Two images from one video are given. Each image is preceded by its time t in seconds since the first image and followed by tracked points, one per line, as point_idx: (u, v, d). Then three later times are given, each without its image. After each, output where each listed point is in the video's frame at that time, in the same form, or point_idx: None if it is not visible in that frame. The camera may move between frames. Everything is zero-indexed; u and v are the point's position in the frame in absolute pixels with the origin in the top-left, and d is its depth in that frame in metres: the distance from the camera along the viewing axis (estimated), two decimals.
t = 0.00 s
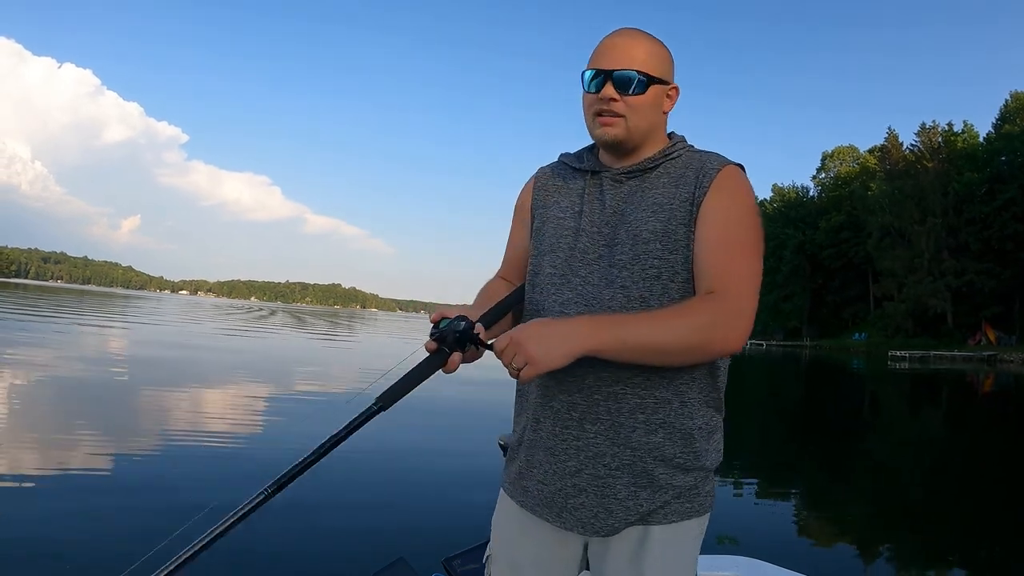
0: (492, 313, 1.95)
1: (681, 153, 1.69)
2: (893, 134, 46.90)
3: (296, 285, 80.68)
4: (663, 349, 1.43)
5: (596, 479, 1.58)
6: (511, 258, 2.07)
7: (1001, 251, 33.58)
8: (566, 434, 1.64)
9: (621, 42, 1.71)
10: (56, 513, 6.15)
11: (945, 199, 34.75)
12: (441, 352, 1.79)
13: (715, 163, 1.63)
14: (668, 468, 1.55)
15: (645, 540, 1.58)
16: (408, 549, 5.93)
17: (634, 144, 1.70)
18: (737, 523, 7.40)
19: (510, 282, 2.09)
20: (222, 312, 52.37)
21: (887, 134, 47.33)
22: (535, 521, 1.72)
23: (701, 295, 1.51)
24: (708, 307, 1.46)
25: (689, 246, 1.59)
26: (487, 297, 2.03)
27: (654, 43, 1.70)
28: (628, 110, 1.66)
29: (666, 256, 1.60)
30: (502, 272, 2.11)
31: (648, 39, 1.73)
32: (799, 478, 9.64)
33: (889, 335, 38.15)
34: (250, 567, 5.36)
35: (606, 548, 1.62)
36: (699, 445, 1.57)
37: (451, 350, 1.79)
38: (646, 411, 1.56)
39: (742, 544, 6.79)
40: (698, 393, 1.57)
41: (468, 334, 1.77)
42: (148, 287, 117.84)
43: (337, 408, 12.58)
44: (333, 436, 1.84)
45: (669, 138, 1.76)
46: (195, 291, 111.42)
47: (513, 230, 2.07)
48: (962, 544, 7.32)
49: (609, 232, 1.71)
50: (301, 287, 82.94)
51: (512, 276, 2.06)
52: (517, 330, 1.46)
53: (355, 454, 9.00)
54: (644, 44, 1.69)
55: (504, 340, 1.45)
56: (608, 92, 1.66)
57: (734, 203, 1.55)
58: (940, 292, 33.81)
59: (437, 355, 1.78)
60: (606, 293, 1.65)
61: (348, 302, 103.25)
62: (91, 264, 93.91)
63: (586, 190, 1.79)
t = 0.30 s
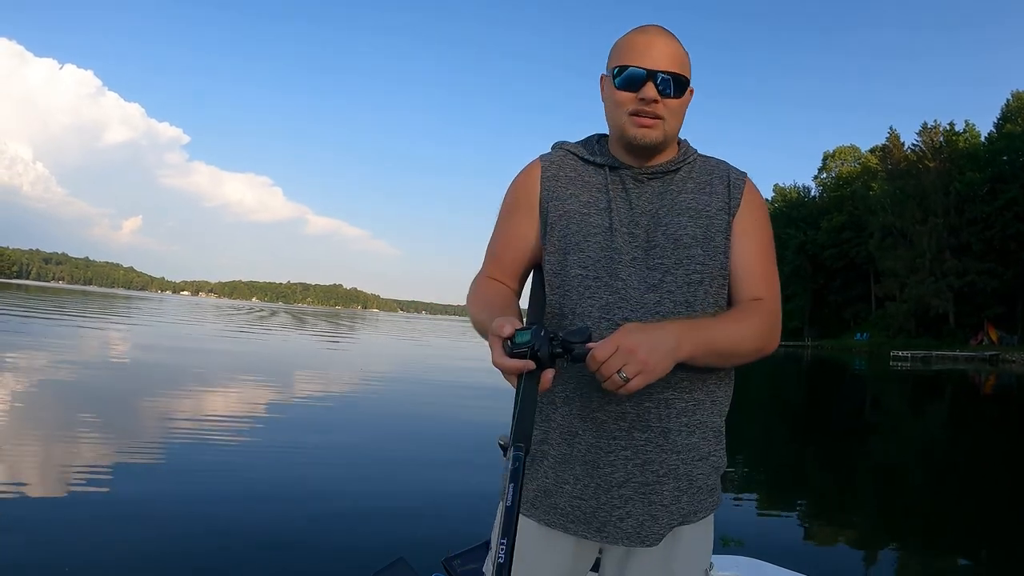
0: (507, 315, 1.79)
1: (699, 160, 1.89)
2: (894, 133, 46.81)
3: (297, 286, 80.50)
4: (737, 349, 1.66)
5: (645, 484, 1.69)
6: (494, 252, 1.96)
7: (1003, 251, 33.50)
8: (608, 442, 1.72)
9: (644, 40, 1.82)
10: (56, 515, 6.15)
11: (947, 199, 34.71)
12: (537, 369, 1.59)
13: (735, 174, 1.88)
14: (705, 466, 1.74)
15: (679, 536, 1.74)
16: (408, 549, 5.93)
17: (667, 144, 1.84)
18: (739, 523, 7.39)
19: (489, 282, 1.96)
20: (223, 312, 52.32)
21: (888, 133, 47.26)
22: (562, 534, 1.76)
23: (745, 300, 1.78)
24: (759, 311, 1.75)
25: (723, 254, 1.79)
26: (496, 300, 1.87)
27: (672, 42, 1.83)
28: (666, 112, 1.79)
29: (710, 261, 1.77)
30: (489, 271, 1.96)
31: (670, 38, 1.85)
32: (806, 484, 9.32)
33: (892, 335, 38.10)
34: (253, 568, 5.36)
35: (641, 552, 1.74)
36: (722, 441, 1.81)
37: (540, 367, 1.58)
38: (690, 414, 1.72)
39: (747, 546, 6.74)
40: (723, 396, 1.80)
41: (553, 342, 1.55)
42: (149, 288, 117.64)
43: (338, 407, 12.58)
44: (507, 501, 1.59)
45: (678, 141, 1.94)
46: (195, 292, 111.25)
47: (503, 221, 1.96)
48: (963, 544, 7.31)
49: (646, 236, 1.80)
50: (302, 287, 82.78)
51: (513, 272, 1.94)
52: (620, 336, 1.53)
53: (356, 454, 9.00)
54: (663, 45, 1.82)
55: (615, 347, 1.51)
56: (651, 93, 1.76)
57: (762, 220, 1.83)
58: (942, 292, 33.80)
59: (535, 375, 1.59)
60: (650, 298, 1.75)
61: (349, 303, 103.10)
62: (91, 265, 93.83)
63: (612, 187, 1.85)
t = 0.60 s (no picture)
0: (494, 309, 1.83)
1: (696, 153, 1.84)
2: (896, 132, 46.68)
3: (297, 285, 80.48)
4: (727, 341, 1.60)
5: (622, 487, 1.68)
6: (492, 247, 1.97)
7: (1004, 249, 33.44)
8: (586, 444, 1.71)
9: (637, 37, 1.80)
10: (54, 516, 6.14)
11: (948, 197, 34.72)
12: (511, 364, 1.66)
13: (733, 165, 1.81)
14: (692, 473, 1.70)
15: (659, 543, 1.71)
16: (409, 549, 5.92)
17: (662, 141, 1.80)
18: (738, 523, 7.38)
19: (484, 273, 1.98)
20: (223, 312, 52.32)
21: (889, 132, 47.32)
22: (544, 532, 1.78)
23: (742, 293, 1.70)
24: (758, 309, 1.67)
25: (716, 250, 1.73)
26: (487, 296, 1.90)
27: (667, 37, 1.81)
28: (664, 109, 1.76)
29: (700, 257, 1.72)
30: (482, 265, 1.99)
31: (666, 34, 1.83)
32: (805, 482, 9.37)
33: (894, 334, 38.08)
34: (253, 569, 5.36)
35: (622, 554, 1.73)
36: (713, 448, 1.75)
37: (517, 360, 1.67)
38: (673, 416, 1.69)
39: (751, 547, 6.72)
40: (715, 400, 1.73)
41: (530, 338, 1.66)
42: (149, 288, 117.62)
43: (339, 408, 12.54)
44: (464, 485, 1.72)
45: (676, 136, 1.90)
46: (196, 292, 111.23)
47: (500, 219, 1.98)
48: (955, 544, 7.25)
49: (633, 234, 1.78)
50: (303, 287, 82.76)
51: (509, 270, 1.96)
52: (596, 300, 1.51)
53: (358, 455, 8.99)
54: (659, 40, 1.80)
55: (582, 313, 1.49)
56: (648, 91, 1.73)
57: (761, 213, 1.76)
58: (943, 290, 33.81)
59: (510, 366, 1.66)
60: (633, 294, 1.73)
61: (350, 302, 103.11)
62: (92, 265, 93.90)
63: (601, 185, 1.85)
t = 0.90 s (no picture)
0: (462, 317, 1.95)
1: (642, 150, 1.76)
2: (896, 132, 46.71)
3: (298, 285, 80.56)
4: (678, 354, 1.51)
5: (587, 488, 1.68)
6: (470, 262, 2.09)
7: (1006, 249, 33.42)
8: (549, 448, 1.73)
9: (573, 45, 1.73)
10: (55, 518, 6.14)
11: (949, 197, 34.76)
12: (463, 366, 1.83)
13: (683, 159, 1.70)
14: (658, 476, 1.64)
15: (629, 546, 1.67)
16: (410, 550, 5.92)
17: (607, 148, 1.74)
18: (739, 524, 7.39)
19: (466, 288, 2.10)
20: (224, 311, 52.42)
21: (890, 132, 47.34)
22: (527, 529, 1.82)
23: (696, 298, 1.58)
24: (713, 313, 1.55)
25: (668, 250, 1.64)
26: (460, 306, 2.02)
27: (611, 40, 1.74)
28: (606, 118, 1.70)
29: (647, 261, 1.65)
30: (461, 278, 2.11)
31: (606, 34, 1.75)
32: (804, 480, 9.50)
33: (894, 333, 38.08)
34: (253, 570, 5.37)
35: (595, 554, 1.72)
36: (683, 447, 1.67)
37: (470, 364, 1.83)
38: (630, 421, 1.64)
39: (752, 548, 6.72)
40: (680, 399, 1.64)
41: (484, 342, 1.79)
42: (149, 288, 117.70)
43: (340, 408, 12.55)
44: (400, 468, 1.85)
45: (630, 133, 1.82)
46: (196, 291, 111.29)
47: (469, 238, 2.10)
48: (954, 544, 7.25)
49: (582, 241, 1.76)
50: (303, 287, 82.84)
51: (482, 283, 2.07)
52: (546, 354, 1.49)
53: (359, 455, 9.00)
54: (599, 44, 1.72)
55: (530, 378, 1.47)
56: (583, 102, 1.68)
57: (715, 210, 1.62)
58: (944, 290, 33.81)
59: (461, 368, 1.83)
60: (582, 304, 1.72)
61: (351, 303, 103.11)
62: (93, 265, 94.05)
63: (552, 199, 1.85)
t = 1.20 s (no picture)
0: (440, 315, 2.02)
1: (594, 154, 1.76)
2: (899, 137, 46.69)
3: (299, 283, 80.48)
4: (619, 340, 1.51)
5: (542, 476, 1.67)
6: (452, 269, 2.17)
7: (1008, 256, 33.42)
8: (509, 437, 1.75)
9: (522, 62, 1.75)
10: (54, 513, 6.11)
11: (951, 203, 34.75)
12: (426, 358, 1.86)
13: (630, 161, 1.70)
14: (612, 465, 1.61)
15: (588, 537, 1.64)
16: (410, 549, 5.92)
17: (562, 157, 1.76)
18: (740, 528, 7.38)
19: (448, 290, 2.18)
20: (226, 309, 52.38)
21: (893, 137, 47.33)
22: (494, 520, 1.82)
23: (644, 291, 1.58)
24: (656, 302, 1.54)
25: (616, 247, 1.65)
26: (437, 307, 2.10)
27: (557, 54, 1.77)
28: (553, 129, 1.72)
29: (593, 257, 1.66)
30: (442, 282, 2.20)
31: (554, 50, 1.79)
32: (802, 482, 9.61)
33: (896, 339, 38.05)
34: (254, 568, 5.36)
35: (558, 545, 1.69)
36: (639, 439, 1.63)
37: (427, 357, 1.86)
38: (581, 411, 1.63)
39: (754, 551, 6.72)
40: (633, 389, 1.62)
41: (441, 338, 1.82)
42: (151, 285, 117.66)
43: (342, 408, 12.52)
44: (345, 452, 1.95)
45: (587, 139, 1.83)
46: (197, 288, 111.21)
47: (451, 244, 2.17)
48: (963, 544, 7.46)
49: (537, 241, 1.78)
50: (305, 285, 82.73)
51: (457, 286, 2.16)
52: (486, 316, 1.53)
53: (358, 454, 9.00)
54: (546, 59, 1.75)
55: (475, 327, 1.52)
56: (532, 118, 1.72)
57: (662, 203, 1.62)
58: (946, 297, 33.79)
59: (420, 360, 1.86)
60: (534, 300, 1.73)
61: (351, 302, 103.04)
62: (94, 262, 94.00)
63: (513, 204, 1.87)
